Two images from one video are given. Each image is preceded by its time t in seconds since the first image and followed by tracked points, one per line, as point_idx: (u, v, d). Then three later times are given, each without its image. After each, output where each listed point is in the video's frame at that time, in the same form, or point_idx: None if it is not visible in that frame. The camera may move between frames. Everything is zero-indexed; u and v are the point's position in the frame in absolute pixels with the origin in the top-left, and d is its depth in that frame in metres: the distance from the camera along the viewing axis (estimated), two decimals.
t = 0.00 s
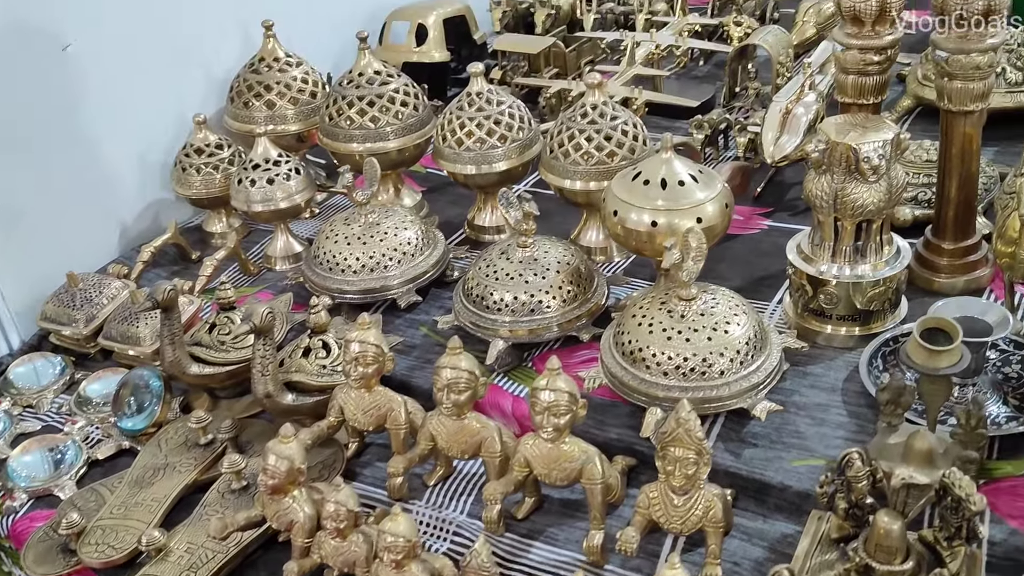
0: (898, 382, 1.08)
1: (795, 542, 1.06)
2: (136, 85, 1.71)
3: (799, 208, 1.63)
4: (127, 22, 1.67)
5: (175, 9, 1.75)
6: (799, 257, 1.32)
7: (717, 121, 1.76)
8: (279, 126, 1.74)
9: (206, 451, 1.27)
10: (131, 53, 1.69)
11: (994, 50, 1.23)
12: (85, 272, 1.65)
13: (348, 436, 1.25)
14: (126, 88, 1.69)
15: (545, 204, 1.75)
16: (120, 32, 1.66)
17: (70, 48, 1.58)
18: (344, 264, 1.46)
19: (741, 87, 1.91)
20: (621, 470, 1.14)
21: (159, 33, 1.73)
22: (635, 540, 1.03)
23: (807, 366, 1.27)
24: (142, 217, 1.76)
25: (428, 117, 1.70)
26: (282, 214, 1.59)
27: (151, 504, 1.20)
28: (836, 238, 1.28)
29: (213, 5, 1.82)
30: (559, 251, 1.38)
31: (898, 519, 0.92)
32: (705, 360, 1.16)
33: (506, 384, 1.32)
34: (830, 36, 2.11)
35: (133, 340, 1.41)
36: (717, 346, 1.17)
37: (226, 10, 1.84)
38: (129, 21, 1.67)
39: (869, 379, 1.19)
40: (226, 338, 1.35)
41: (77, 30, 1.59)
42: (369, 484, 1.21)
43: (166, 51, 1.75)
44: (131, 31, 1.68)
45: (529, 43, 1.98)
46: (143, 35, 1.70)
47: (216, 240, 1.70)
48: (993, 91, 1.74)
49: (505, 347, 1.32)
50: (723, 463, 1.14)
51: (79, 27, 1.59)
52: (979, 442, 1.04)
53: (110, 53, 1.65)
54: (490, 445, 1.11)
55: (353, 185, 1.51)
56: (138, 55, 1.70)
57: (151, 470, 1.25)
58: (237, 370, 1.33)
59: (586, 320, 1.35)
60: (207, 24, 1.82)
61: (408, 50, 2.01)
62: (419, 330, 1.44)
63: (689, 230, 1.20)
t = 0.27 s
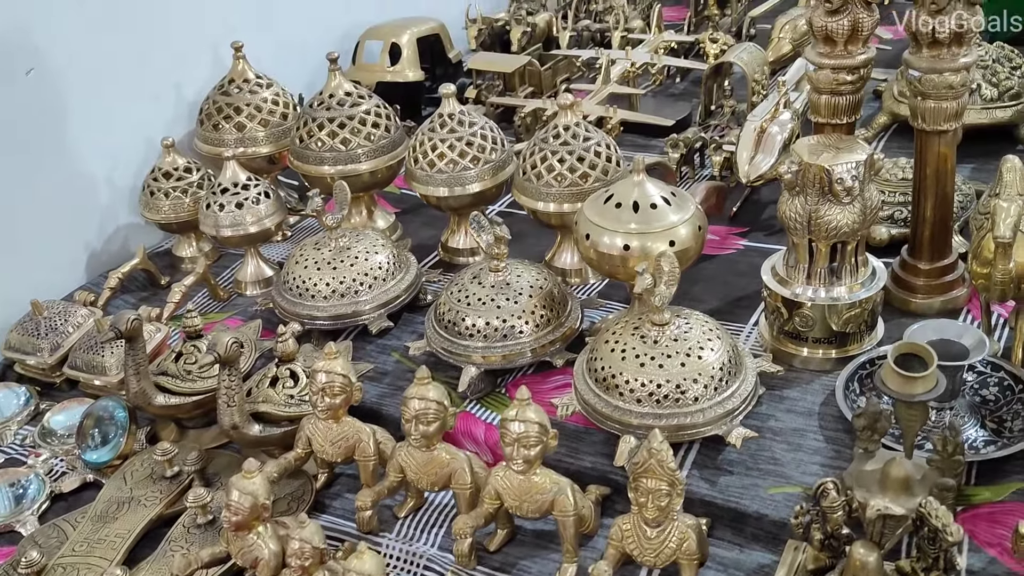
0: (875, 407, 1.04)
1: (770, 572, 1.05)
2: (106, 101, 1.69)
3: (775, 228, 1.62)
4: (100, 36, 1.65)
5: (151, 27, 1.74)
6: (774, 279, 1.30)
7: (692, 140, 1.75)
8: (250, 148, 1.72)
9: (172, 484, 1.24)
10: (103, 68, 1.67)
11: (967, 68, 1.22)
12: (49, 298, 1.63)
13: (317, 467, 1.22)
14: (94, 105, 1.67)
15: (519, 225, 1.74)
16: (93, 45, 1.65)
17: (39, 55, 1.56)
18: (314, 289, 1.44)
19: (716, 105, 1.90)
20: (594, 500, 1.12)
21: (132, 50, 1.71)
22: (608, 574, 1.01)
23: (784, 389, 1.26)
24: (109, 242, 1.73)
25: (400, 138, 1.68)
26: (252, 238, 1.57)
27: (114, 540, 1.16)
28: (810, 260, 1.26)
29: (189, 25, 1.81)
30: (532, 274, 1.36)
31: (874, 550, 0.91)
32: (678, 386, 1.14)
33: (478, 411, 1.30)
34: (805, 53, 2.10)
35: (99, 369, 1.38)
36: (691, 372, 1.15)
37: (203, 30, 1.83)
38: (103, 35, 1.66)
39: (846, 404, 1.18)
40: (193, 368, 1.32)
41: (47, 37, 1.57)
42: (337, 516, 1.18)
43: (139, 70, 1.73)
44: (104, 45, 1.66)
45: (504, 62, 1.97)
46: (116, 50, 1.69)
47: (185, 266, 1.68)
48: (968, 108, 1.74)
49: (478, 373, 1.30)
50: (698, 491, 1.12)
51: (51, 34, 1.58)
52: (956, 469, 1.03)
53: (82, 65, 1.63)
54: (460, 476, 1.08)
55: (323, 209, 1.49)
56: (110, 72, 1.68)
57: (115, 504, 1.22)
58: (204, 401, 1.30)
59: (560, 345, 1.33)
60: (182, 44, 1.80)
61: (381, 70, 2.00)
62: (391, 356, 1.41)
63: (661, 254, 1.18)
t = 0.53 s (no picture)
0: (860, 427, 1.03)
1: None
2: (93, 110, 1.68)
3: (760, 240, 1.61)
4: (95, 40, 1.66)
5: (145, 34, 1.74)
6: (758, 294, 1.28)
7: (677, 152, 1.74)
8: (229, 161, 1.70)
9: (148, 505, 1.21)
10: (95, 73, 1.67)
11: (952, 81, 1.21)
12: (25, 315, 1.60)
13: (295, 488, 1.20)
14: (82, 111, 1.66)
15: (502, 238, 1.72)
16: (88, 49, 1.65)
17: (32, 54, 1.56)
18: (293, 305, 1.42)
19: (701, 116, 1.89)
20: (576, 522, 1.10)
21: (125, 58, 1.71)
22: None
23: (769, 406, 1.24)
24: (87, 258, 1.70)
25: (381, 151, 1.66)
26: (231, 253, 1.55)
27: (88, 564, 1.14)
28: (795, 275, 1.25)
29: (183, 37, 1.81)
30: (514, 289, 1.35)
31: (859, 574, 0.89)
32: (662, 405, 1.12)
33: (459, 429, 1.28)
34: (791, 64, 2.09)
35: (74, 388, 1.35)
36: (675, 390, 1.13)
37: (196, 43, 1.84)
38: (98, 41, 1.66)
39: (831, 422, 1.16)
40: (168, 387, 1.30)
41: (42, 37, 1.57)
42: (315, 538, 1.16)
43: (130, 77, 1.73)
44: (98, 50, 1.66)
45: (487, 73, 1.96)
46: (110, 57, 1.69)
47: (164, 281, 1.66)
48: (954, 119, 1.73)
49: (459, 391, 1.28)
50: (682, 512, 1.10)
51: (46, 34, 1.58)
52: (942, 489, 1.01)
53: (75, 66, 1.64)
54: (440, 498, 1.06)
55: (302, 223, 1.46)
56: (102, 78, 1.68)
57: (89, 527, 1.19)
58: (181, 421, 1.28)
59: (543, 361, 1.31)
60: (174, 55, 1.81)
61: (363, 82, 1.99)
62: (371, 373, 1.39)
63: (644, 271, 1.16)
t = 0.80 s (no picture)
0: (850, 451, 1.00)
1: None
2: (83, 117, 1.66)
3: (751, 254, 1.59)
4: (94, 45, 1.66)
5: (143, 42, 1.74)
6: (748, 312, 1.26)
7: (666, 164, 1.71)
8: (212, 173, 1.68)
9: (123, 529, 1.18)
10: (91, 78, 1.66)
11: (944, 96, 1.19)
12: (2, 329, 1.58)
13: (274, 511, 1.17)
14: (75, 115, 1.65)
15: (489, 251, 1.70)
16: (85, 52, 1.65)
17: (31, 53, 1.56)
18: (274, 321, 1.39)
19: (692, 126, 1.87)
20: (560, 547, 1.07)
21: (120, 66, 1.71)
22: None
23: (758, 427, 1.22)
24: (66, 272, 1.68)
25: (366, 163, 1.64)
26: (213, 267, 1.52)
27: None
28: (785, 293, 1.22)
29: (179, 46, 1.81)
30: (499, 306, 1.32)
31: None
32: (648, 428, 1.10)
33: (443, 450, 1.25)
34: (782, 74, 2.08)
35: (49, 407, 1.32)
36: (662, 412, 1.10)
37: (192, 53, 1.84)
38: (96, 46, 1.66)
39: (821, 444, 1.14)
40: (145, 406, 1.27)
41: (42, 36, 1.57)
42: (294, 563, 1.13)
43: (124, 85, 1.73)
44: (95, 54, 1.66)
45: (475, 83, 1.93)
46: (106, 63, 1.69)
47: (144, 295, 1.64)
48: (946, 131, 1.71)
49: (442, 411, 1.25)
50: (668, 537, 1.08)
51: (46, 34, 1.58)
52: (933, 518, 0.98)
53: (73, 68, 1.63)
54: (420, 524, 1.04)
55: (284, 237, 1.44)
56: (98, 82, 1.68)
57: (62, 551, 1.16)
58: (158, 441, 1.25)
59: (528, 379, 1.29)
60: (169, 65, 1.80)
61: (350, 91, 1.95)
62: (353, 391, 1.37)
63: (630, 290, 1.14)
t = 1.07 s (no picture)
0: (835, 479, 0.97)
1: None
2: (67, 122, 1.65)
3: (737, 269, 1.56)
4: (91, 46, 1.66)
5: (139, 47, 1.74)
6: (732, 332, 1.23)
7: (651, 176, 1.69)
8: (187, 183, 1.64)
9: (87, 554, 1.14)
10: (84, 78, 1.66)
11: (933, 112, 1.16)
12: None
13: (242, 537, 1.13)
14: (63, 116, 1.64)
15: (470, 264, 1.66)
16: (81, 52, 1.64)
17: (30, 47, 1.56)
18: (248, 338, 1.36)
19: (678, 137, 1.84)
20: None
21: (114, 70, 1.71)
22: None
23: (741, 450, 1.19)
24: (36, 285, 1.64)
25: (344, 174, 1.60)
26: (186, 281, 1.49)
27: None
28: (769, 312, 1.19)
29: (173, 54, 1.81)
30: (477, 324, 1.29)
31: None
32: (628, 454, 1.07)
33: (418, 474, 1.22)
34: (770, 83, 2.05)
35: (13, 426, 1.27)
36: (641, 438, 1.07)
37: (184, 61, 1.84)
38: (94, 47, 1.66)
39: (806, 469, 1.10)
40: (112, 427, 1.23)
41: (41, 31, 1.57)
42: None
43: (115, 90, 1.72)
44: (90, 55, 1.66)
45: (458, 92, 1.90)
46: (101, 65, 1.68)
47: (118, 307, 1.60)
48: (935, 143, 1.68)
49: (417, 433, 1.22)
50: (647, 567, 1.05)
51: (47, 28, 1.58)
52: (919, 550, 0.95)
53: (68, 66, 1.63)
54: (391, 554, 1.01)
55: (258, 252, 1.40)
56: (91, 83, 1.67)
57: None
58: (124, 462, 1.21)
59: (507, 400, 1.25)
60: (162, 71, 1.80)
61: (331, 100, 1.92)
62: (328, 410, 1.33)
63: (610, 310, 1.10)
